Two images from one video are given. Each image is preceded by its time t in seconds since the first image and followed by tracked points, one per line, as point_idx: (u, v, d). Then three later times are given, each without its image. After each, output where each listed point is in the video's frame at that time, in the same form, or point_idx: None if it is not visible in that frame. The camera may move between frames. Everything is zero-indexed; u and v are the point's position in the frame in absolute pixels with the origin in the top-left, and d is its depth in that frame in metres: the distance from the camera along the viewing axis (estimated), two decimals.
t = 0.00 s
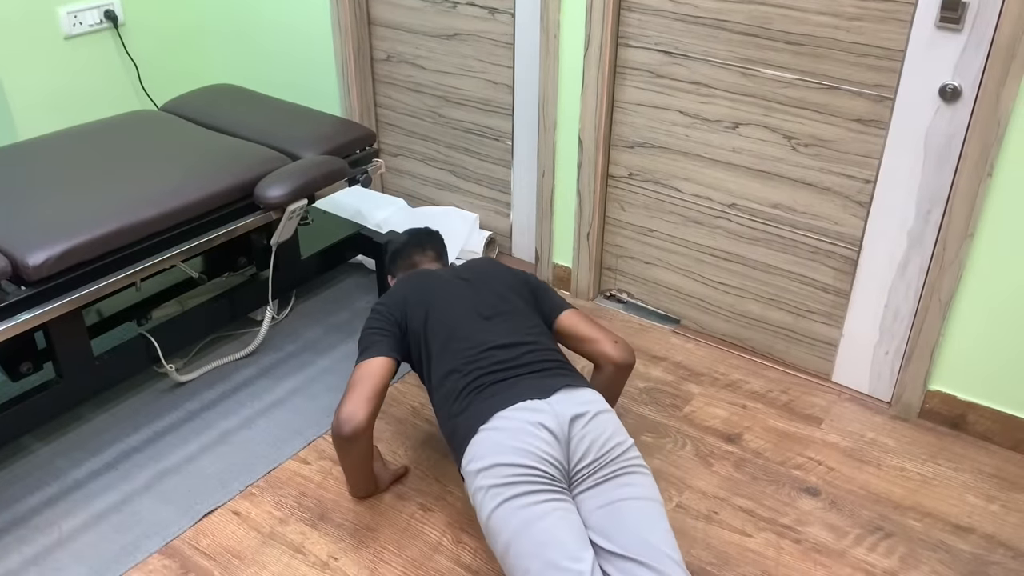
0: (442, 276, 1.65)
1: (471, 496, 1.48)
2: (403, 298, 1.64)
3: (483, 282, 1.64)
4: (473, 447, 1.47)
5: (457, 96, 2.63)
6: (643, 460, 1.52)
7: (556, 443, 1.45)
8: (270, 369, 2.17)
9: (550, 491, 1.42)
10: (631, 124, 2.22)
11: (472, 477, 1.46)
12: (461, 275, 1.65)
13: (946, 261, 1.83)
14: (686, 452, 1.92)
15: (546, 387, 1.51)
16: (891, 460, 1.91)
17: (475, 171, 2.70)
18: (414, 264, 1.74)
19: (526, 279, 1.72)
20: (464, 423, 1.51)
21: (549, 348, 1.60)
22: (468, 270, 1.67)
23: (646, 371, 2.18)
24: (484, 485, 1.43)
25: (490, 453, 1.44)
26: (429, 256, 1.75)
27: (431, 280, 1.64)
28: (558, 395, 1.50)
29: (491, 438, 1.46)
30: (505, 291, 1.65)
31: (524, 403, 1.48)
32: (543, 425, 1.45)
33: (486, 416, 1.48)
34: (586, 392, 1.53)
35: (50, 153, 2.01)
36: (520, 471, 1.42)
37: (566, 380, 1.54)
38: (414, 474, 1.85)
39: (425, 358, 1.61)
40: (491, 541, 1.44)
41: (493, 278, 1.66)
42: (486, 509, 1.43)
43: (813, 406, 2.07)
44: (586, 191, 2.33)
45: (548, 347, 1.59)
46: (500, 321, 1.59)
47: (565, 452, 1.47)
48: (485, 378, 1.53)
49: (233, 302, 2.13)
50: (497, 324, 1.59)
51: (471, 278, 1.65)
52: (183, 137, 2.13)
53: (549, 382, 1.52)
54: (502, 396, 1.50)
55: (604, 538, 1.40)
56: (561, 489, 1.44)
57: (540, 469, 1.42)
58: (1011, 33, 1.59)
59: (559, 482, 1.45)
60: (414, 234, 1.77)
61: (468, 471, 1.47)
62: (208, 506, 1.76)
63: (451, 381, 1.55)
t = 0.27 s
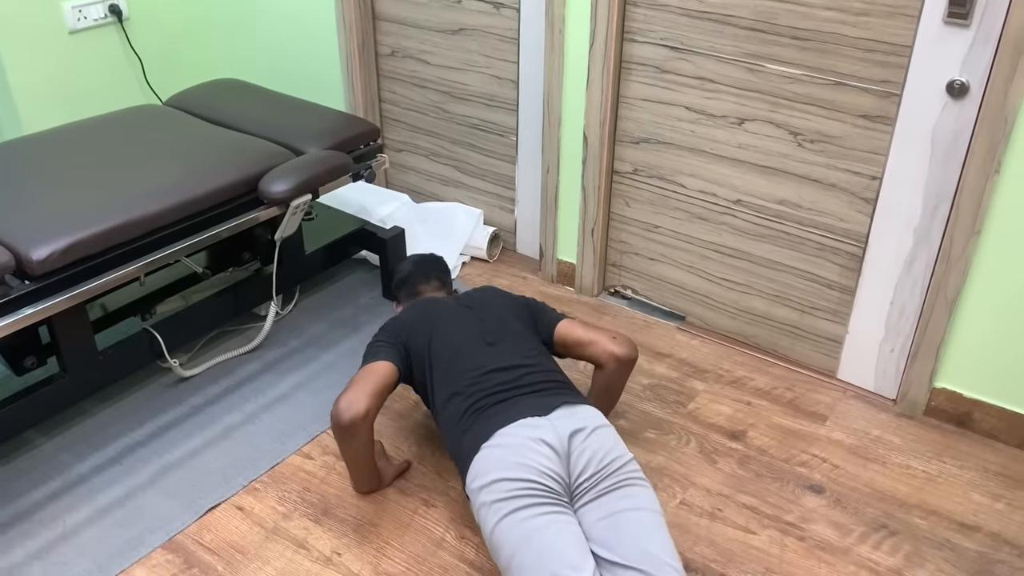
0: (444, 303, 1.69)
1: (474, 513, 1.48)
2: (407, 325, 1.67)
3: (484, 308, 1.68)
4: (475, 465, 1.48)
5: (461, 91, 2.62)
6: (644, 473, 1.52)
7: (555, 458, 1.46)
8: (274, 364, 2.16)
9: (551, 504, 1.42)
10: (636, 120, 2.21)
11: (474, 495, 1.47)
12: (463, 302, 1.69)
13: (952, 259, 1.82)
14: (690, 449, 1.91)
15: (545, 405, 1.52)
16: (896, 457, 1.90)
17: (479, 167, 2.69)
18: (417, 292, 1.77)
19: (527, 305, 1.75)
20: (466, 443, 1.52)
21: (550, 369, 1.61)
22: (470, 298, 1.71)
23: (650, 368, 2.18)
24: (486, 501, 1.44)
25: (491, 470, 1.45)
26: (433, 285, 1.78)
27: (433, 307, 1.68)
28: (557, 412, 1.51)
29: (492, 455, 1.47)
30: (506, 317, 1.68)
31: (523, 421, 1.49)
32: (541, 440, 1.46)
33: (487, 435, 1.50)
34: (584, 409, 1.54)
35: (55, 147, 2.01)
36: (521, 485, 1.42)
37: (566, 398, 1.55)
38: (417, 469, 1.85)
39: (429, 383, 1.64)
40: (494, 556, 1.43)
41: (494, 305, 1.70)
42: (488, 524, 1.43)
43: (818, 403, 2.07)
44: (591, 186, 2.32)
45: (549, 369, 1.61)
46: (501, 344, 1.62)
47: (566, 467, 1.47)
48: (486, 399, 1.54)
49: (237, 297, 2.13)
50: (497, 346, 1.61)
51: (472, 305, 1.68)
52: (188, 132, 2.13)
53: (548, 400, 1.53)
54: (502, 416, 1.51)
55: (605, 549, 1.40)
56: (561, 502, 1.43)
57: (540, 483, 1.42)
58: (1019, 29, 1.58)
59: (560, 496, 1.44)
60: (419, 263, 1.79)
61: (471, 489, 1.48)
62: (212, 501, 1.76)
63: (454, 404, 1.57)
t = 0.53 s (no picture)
0: (450, 310, 1.69)
1: (479, 520, 1.48)
2: (412, 332, 1.68)
3: (489, 315, 1.68)
4: (479, 473, 1.49)
5: (470, 87, 2.62)
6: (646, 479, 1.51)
7: (557, 465, 1.46)
8: (281, 358, 2.17)
9: (553, 510, 1.42)
10: (645, 116, 2.20)
11: (479, 502, 1.47)
12: (468, 309, 1.69)
13: (962, 258, 1.81)
14: (697, 447, 1.91)
15: (549, 414, 1.53)
16: (904, 457, 1.89)
17: (488, 162, 2.69)
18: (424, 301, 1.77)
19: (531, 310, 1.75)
20: (470, 451, 1.53)
21: (554, 377, 1.62)
22: (475, 304, 1.71)
23: (657, 365, 2.17)
24: (490, 507, 1.44)
25: (494, 477, 1.46)
26: (441, 293, 1.78)
27: (439, 314, 1.69)
28: (559, 420, 1.52)
29: (495, 464, 1.47)
30: (511, 324, 1.68)
31: (526, 429, 1.50)
32: (544, 448, 1.46)
33: (490, 444, 1.51)
34: (586, 416, 1.54)
35: (65, 140, 2.01)
36: (523, 492, 1.43)
37: (569, 406, 1.56)
38: (424, 464, 1.85)
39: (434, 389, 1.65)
40: (498, 563, 1.44)
41: (499, 311, 1.70)
42: (492, 530, 1.43)
43: (826, 402, 2.06)
44: (599, 183, 2.32)
45: (553, 376, 1.61)
46: (506, 352, 1.62)
47: (568, 474, 1.47)
48: (491, 408, 1.55)
49: (246, 291, 2.13)
50: (502, 354, 1.62)
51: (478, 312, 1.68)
52: (197, 126, 2.13)
53: (552, 409, 1.54)
54: (506, 424, 1.52)
55: (607, 554, 1.39)
56: (564, 508, 1.44)
57: (542, 489, 1.43)
58: None
59: (562, 502, 1.45)
60: (427, 270, 1.79)
61: (476, 497, 1.48)
62: (219, 495, 1.77)
63: (459, 411, 1.58)
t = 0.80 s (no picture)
0: (456, 296, 1.68)
1: (483, 507, 1.47)
2: (418, 317, 1.67)
3: (495, 301, 1.68)
4: (483, 461, 1.48)
5: (478, 82, 2.61)
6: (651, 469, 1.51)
7: (562, 454, 1.46)
8: (288, 353, 2.17)
9: (559, 499, 1.41)
10: (653, 113, 2.20)
11: (483, 489, 1.46)
12: (475, 294, 1.69)
13: (971, 257, 1.80)
14: (703, 445, 1.91)
15: (554, 401, 1.53)
16: (911, 456, 1.89)
17: (495, 158, 2.68)
18: (430, 280, 1.76)
19: (538, 298, 1.75)
20: (475, 438, 1.53)
21: (559, 366, 1.62)
22: (481, 290, 1.70)
23: (664, 362, 2.17)
24: (494, 495, 1.43)
25: (498, 466, 1.45)
26: (447, 276, 1.77)
27: (445, 299, 1.68)
28: (564, 409, 1.52)
29: (500, 451, 1.47)
30: (516, 311, 1.68)
31: (530, 416, 1.50)
32: (550, 436, 1.46)
33: (495, 431, 1.50)
34: (591, 406, 1.54)
35: (73, 134, 2.02)
36: (529, 480, 1.42)
37: (574, 394, 1.56)
38: (429, 460, 1.85)
39: (439, 376, 1.64)
40: (502, 551, 1.42)
41: (506, 298, 1.69)
42: (496, 518, 1.42)
43: (833, 400, 2.05)
44: (607, 180, 2.31)
45: (558, 364, 1.61)
46: (511, 339, 1.62)
47: (573, 463, 1.47)
48: (496, 395, 1.55)
49: (252, 286, 2.13)
50: (508, 341, 1.61)
51: (484, 298, 1.68)
52: (205, 120, 2.14)
53: (557, 397, 1.54)
54: (512, 412, 1.52)
55: (613, 545, 1.38)
56: (569, 497, 1.43)
57: (548, 478, 1.42)
58: None
59: (568, 491, 1.44)
60: (433, 252, 1.78)
61: (479, 484, 1.47)
62: (225, 488, 1.77)
63: (464, 398, 1.57)
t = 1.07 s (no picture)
0: (463, 253, 1.61)
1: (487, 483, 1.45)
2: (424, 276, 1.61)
3: (505, 260, 1.60)
4: (489, 436, 1.45)
5: (483, 79, 2.61)
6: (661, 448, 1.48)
7: (570, 431, 1.42)
8: (292, 348, 2.17)
9: (565, 478, 1.39)
10: (658, 109, 2.19)
11: (488, 465, 1.43)
12: (483, 251, 1.61)
13: (977, 255, 1.79)
14: (707, 442, 1.90)
15: (563, 374, 1.48)
16: (915, 455, 1.88)
17: (500, 155, 2.68)
18: (435, 229, 1.72)
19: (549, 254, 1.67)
20: (480, 410, 1.50)
21: (568, 333, 1.57)
22: (490, 246, 1.62)
23: (668, 359, 2.17)
24: (500, 472, 1.41)
25: (504, 441, 1.42)
26: (453, 225, 1.73)
27: (452, 257, 1.61)
28: (574, 382, 1.47)
29: (506, 426, 1.43)
30: (527, 272, 1.61)
31: (538, 391, 1.46)
32: (557, 412, 1.42)
33: (501, 404, 1.47)
34: (601, 379, 1.50)
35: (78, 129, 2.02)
36: (535, 459, 1.39)
37: (584, 366, 1.51)
38: (433, 456, 1.85)
39: (444, 338, 1.60)
40: (506, 529, 1.41)
41: (516, 255, 1.61)
42: (501, 496, 1.40)
43: (837, 398, 2.05)
44: (611, 177, 2.31)
45: (568, 333, 1.56)
46: (520, 304, 1.56)
47: (581, 441, 1.44)
48: (503, 365, 1.51)
49: (257, 283, 2.14)
50: (517, 307, 1.56)
51: (493, 255, 1.60)
52: (209, 115, 2.14)
53: (567, 369, 1.49)
54: (518, 384, 1.48)
55: (620, 527, 1.36)
56: (576, 476, 1.40)
57: (555, 457, 1.39)
58: None
59: (575, 470, 1.41)
60: (439, 199, 1.73)
61: (484, 460, 1.44)
62: (228, 484, 1.77)
63: (470, 366, 1.54)
